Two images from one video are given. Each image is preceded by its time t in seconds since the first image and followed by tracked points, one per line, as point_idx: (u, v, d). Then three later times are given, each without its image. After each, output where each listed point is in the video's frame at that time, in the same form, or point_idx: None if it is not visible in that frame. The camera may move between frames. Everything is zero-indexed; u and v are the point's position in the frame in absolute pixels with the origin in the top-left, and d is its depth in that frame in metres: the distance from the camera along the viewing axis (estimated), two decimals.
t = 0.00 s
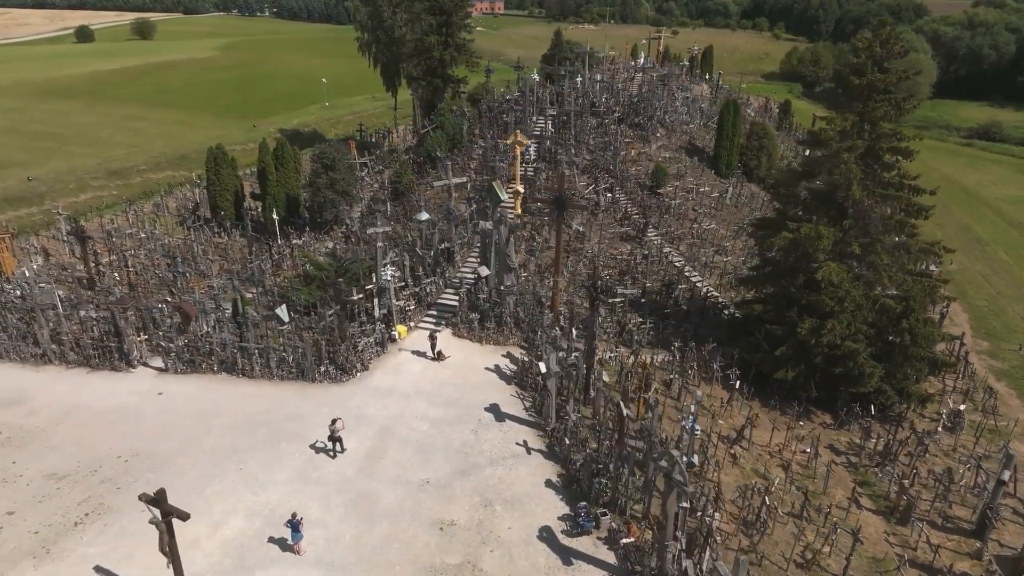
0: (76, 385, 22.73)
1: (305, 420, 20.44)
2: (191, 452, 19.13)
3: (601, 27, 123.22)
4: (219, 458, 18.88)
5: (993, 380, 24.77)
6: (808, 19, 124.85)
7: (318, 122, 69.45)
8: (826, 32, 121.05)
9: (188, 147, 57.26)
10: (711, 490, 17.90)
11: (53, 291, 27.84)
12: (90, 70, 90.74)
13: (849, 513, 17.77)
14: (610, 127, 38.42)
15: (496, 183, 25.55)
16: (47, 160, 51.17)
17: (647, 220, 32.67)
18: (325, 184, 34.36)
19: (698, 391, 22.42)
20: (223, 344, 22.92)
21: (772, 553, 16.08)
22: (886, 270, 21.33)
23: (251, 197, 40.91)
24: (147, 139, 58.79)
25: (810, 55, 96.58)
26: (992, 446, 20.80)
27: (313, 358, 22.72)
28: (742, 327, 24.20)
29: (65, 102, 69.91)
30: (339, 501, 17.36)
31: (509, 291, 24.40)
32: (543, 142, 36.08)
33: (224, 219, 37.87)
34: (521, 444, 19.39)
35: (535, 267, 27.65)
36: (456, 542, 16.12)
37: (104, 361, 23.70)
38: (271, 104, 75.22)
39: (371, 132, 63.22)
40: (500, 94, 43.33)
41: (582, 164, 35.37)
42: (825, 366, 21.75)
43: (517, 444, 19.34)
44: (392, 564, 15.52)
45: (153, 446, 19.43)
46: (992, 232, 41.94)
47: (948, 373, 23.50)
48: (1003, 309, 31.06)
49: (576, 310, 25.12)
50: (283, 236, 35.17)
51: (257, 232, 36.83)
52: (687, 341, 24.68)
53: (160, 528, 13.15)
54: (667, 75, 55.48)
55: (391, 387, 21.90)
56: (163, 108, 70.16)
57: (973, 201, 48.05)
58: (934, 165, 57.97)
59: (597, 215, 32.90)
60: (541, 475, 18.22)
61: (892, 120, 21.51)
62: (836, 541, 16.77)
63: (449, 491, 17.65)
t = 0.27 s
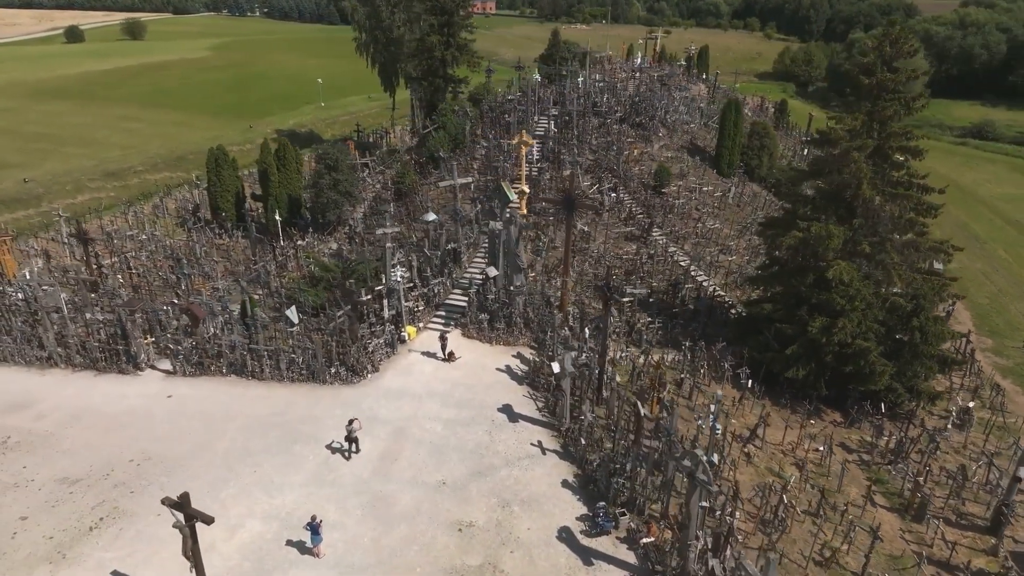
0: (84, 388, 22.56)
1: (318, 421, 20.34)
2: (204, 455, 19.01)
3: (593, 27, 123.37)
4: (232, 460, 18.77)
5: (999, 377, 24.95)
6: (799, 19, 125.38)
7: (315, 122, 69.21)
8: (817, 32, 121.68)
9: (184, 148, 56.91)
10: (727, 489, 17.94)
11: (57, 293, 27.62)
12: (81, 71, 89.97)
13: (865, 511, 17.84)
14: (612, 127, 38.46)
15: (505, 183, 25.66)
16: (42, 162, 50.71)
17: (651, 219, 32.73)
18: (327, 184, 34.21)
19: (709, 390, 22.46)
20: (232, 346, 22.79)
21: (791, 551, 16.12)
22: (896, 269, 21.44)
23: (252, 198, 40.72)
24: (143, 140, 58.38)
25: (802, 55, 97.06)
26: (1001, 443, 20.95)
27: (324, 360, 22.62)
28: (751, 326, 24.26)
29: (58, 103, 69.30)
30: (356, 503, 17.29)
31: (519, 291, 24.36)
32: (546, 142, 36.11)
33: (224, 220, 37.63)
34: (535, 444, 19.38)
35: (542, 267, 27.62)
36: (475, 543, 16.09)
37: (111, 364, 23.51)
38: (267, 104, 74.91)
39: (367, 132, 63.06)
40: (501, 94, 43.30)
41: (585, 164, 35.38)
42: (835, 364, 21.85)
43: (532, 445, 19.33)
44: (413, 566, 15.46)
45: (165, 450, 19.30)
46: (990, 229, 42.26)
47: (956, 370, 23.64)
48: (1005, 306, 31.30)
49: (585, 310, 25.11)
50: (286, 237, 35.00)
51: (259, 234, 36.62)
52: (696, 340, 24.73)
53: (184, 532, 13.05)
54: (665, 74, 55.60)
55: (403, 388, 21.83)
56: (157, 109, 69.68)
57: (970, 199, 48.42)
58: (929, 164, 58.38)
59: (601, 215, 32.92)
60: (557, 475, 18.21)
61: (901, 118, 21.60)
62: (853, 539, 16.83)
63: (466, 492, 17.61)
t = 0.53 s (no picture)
0: (92, 391, 22.36)
1: (331, 423, 20.24)
2: (219, 458, 18.88)
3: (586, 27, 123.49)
4: (247, 463, 18.66)
5: (1005, 375, 25.11)
6: (790, 19, 125.87)
7: (311, 122, 68.93)
8: (809, 32, 122.27)
9: (181, 149, 56.55)
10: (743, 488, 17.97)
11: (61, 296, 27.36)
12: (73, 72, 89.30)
13: (881, 509, 17.90)
14: (614, 127, 38.50)
15: (514, 184, 25.67)
16: (38, 163, 50.28)
17: (656, 219, 32.76)
18: (331, 185, 34.12)
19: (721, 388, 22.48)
20: (242, 348, 22.64)
21: (810, 550, 16.16)
22: (906, 267, 21.56)
23: (253, 199, 40.50)
24: (139, 141, 57.98)
25: (795, 55, 97.48)
26: (1011, 440, 21.08)
27: (335, 361, 22.50)
28: (761, 325, 24.33)
29: (52, 104, 68.71)
30: (374, 504, 17.21)
31: (528, 291, 24.33)
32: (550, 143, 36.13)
33: (226, 222, 37.44)
34: (551, 444, 19.35)
35: (549, 267, 27.62)
36: (496, 544, 16.05)
37: (120, 367, 23.32)
38: (262, 105, 74.54)
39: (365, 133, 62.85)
40: (502, 95, 43.26)
41: (589, 164, 35.38)
42: (846, 362, 21.94)
43: (548, 445, 19.30)
44: (434, 568, 15.42)
45: (178, 453, 19.15)
46: (988, 228, 42.58)
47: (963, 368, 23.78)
48: (1007, 304, 31.53)
49: (595, 310, 25.10)
50: (289, 238, 34.84)
51: (261, 235, 36.45)
52: (706, 339, 24.77)
53: (208, 536, 12.95)
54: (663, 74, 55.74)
55: (415, 389, 21.76)
56: (152, 110, 69.21)
57: (967, 198, 48.73)
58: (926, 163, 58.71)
59: (605, 215, 32.95)
60: (574, 475, 18.18)
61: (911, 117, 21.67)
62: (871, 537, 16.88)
63: (483, 493, 17.56)
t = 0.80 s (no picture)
0: (102, 395, 22.20)
1: (346, 425, 20.17)
2: (234, 461, 18.78)
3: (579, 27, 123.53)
4: (263, 466, 18.59)
5: (1012, 372, 25.30)
6: (782, 18, 126.33)
7: (308, 123, 68.69)
8: (801, 32, 122.86)
9: (178, 150, 56.22)
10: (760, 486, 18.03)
11: (67, 299, 27.13)
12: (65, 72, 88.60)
13: (897, 505, 18.01)
14: (617, 126, 38.58)
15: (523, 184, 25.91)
16: (34, 165, 49.85)
17: (661, 218, 32.84)
18: (335, 185, 34.08)
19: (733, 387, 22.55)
20: (254, 350, 22.54)
21: (831, 547, 16.24)
22: (916, 265, 21.71)
23: (254, 200, 40.29)
24: (135, 142, 57.58)
25: (789, 54, 97.84)
26: (1021, 437, 21.25)
27: (347, 362, 22.43)
28: (771, 324, 24.42)
29: (46, 105, 68.14)
30: (393, 506, 17.18)
31: (539, 291, 24.34)
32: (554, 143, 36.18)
33: (228, 223, 37.26)
34: (567, 444, 19.37)
35: (558, 267, 27.65)
36: (517, 545, 16.05)
37: (129, 370, 23.16)
38: (258, 105, 74.11)
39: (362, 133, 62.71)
40: (504, 95, 43.16)
41: (593, 163, 35.42)
42: (857, 360, 22.05)
43: (564, 445, 19.33)
44: (456, 569, 15.41)
45: (193, 456, 19.04)
46: (987, 226, 42.90)
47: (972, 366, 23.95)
48: (1009, 301, 31.77)
49: (605, 309, 25.13)
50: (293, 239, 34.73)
51: (264, 236, 36.30)
52: (716, 338, 24.85)
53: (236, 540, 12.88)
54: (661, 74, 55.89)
55: (428, 390, 21.73)
56: (147, 110, 68.77)
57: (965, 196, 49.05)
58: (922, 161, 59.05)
59: (611, 215, 33.00)
60: (592, 475, 18.21)
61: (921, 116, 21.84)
62: (889, 534, 16.97)
63: (502, 494, 17.56)
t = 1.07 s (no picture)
0: (112, 398, 22.04)
1: (360, 426, 20.10)
2: (250, 464, 18.68)
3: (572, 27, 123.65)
4: (279, 468, 18.50)
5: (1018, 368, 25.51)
6: (773, 18, 126.81)
7: (305, 123, 68.46)
8: (792, 32, 123.54)
9: (174, 151, 55.88)
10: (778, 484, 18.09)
11: (72, 302, 26.92)
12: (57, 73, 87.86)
13: (913, 502, 18.10)
14: (620, 126, 38.65)
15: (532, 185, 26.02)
16: (30, 167, 49.42)
17: (666, 218, 32.91)
18: (339, 186, 34.00)
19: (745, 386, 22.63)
20: (265, 352, 22.42)
21: (850, 545, 16.30)
22: (926, 263, 21.85)
23: (256, 201, 40.17)
24: (132, 143, 57.17)
25: (781, 54, 98.29)
26: None
27: (359, 364, 22.35)
28: (780, 322, 24.52)
29: (39, 106, 67.54)
30: (413, 507, 17.13)
31: (550, 291, 24.34)
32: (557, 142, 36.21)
33: (230, 224, 37.06)
34: (583, 444, 19.39)
35: (566, 267, 27.66)
36: (539, 545, 16.03)
37: (138, 373, 22.99)
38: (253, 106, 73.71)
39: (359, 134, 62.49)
40: (505, 95, 43.18)
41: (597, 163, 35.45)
42: (868, 358, 22.17)
43: (580, 445, 19.34)
44: (479, 570, 15.39)
45: (207, 459, 18.92)
46: (985, 224, 43.26)
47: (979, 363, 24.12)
48: (1011, 299, 32.04)
49: (615, 309, 25.16)
50: (297, 240, 34.61)
51: (267, 238, 36.14)
52: (726, 337, 24.92)
53: (263, 543, 12.82)
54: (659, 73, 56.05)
55: (441, 391, 21.69)
56: (141, 111, 68.31)
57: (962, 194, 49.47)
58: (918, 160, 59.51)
59: (616, 214, 33.05)
60: (610, 475, 18.22)
61: (930, 116, 21.98)
62: (907, 530, 17.05)
63: (521, 494, 17.54)
